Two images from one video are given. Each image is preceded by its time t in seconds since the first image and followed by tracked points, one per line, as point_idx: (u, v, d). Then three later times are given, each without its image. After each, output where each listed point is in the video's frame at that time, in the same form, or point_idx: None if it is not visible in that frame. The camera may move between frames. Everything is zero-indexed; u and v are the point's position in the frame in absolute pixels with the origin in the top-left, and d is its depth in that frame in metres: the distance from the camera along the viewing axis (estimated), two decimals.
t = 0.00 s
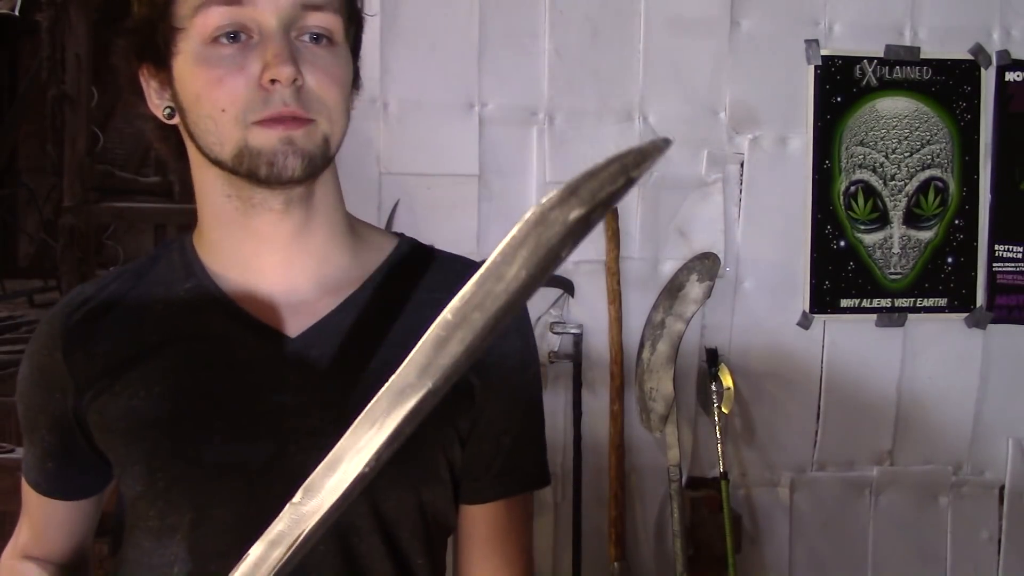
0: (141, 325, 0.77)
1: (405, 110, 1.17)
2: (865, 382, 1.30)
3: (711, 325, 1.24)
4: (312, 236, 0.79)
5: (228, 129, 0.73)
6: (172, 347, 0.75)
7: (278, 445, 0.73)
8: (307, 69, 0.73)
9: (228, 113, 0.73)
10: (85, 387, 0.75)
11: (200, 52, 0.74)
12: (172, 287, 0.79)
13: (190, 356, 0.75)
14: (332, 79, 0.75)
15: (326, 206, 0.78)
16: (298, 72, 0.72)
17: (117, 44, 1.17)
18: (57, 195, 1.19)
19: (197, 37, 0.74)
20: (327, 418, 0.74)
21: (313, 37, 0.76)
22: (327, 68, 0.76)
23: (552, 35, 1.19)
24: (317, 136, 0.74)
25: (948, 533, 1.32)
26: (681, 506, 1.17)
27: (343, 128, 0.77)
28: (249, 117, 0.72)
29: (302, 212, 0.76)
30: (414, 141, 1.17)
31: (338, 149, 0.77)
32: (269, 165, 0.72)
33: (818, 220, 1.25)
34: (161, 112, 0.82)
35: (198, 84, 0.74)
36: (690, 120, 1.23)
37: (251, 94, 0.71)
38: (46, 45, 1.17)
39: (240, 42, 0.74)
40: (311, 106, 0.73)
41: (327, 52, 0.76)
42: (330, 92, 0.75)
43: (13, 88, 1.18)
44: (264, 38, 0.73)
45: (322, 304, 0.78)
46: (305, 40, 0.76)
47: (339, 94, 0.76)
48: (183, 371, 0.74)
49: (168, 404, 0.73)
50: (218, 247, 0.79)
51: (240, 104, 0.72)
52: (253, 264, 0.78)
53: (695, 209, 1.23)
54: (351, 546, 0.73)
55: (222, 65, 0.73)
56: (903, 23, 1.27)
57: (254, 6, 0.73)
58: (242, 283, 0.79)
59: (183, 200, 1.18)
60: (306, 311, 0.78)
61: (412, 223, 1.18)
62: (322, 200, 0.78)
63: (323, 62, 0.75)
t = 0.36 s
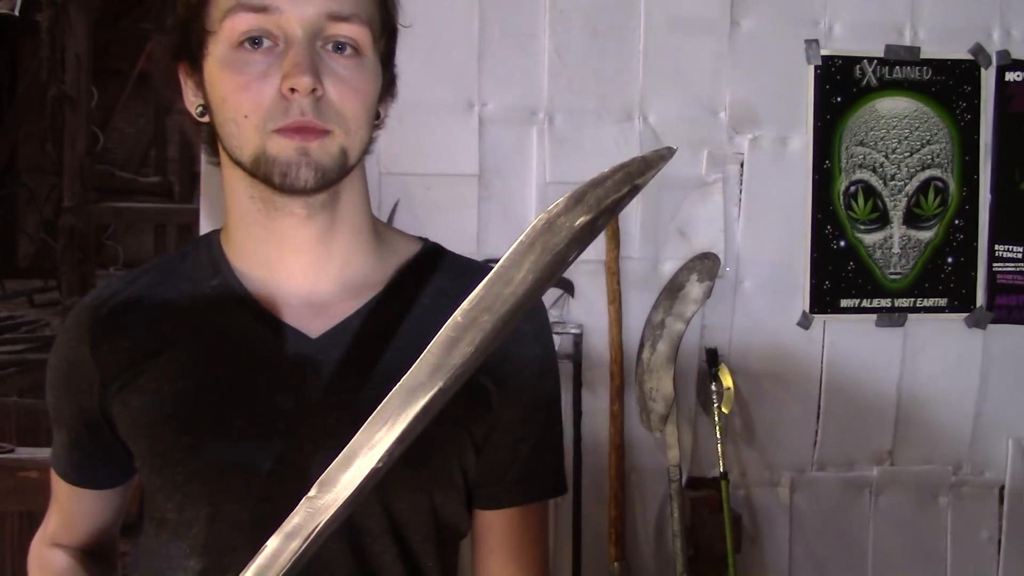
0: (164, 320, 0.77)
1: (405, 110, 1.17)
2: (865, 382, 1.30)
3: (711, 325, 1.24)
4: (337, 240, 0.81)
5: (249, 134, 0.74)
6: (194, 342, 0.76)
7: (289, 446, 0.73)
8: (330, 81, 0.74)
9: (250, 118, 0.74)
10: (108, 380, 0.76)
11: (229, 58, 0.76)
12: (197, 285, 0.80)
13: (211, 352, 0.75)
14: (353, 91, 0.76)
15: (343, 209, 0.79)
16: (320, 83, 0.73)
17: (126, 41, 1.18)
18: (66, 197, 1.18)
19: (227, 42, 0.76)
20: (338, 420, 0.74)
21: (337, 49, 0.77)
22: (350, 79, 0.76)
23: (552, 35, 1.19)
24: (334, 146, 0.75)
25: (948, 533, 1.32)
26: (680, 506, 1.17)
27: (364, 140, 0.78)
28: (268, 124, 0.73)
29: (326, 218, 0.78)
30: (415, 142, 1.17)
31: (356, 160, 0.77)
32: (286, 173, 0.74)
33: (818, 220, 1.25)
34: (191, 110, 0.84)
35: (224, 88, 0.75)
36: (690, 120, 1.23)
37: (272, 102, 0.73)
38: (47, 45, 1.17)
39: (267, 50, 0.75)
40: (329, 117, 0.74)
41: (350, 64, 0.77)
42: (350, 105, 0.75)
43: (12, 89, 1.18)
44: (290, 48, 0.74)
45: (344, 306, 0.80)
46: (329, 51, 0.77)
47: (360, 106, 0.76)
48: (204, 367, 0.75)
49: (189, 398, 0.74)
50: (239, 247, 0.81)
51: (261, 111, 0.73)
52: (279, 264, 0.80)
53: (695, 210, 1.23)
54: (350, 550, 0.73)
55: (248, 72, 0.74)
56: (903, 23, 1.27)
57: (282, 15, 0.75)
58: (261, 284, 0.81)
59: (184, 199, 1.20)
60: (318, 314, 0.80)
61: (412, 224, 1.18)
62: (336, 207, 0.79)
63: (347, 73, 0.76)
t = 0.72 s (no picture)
0: (168, 326, 1.00)
1: (405, 108, 1.15)
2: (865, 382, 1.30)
3: (711, 325, 1.24)
4: (319, 246, 1.03)
5: (246, 141, 0.99)
6: (209, 366, 1.00)
7: (299, 445, 1.01)
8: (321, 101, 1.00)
9: (249, 128, 0.99)
10: (81, 382, 0.98)
11: (236, 73, 0.98)
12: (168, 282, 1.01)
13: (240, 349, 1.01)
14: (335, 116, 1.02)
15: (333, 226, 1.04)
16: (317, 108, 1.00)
17: (126, 41, 1.05)
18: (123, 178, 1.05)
19: (234, 49, 0.97)
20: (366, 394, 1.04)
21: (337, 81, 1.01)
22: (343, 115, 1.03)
23: (553, 36, 1.19)
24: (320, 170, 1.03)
25: (948, 533, 1.32)
26: (681, 507, 1.22)
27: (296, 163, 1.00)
28: (268, 136, 0.98)
29: (310, 224, 1.02)
30: (414, 140, 1.16)
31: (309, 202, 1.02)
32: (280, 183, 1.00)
33: (819, 220, 1.26)
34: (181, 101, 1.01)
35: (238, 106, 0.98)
36: (690, 119, 1.23)
37: (277, 124, 0.98)
38: (47, 44, 1.07)
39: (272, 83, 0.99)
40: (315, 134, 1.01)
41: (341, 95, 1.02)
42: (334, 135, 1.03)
43: (12, 88, 1.07)
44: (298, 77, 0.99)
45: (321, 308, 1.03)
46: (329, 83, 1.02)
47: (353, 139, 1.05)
48: (201, 372, 1.00)
49: (179, 393, 0.99)
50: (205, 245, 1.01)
51: (262, 122, 0.98)
52: (252, 253, 1.01)
53: (696, 209, 1.23)
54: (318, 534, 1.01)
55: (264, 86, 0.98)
56: (903, 23, 1.27)
57: (292, 33, 0.98)
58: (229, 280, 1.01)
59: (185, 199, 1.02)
60: (308, 315, 1.02)
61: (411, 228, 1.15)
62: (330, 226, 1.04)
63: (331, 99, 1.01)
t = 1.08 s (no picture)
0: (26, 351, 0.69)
1: (405, 110, 1.17)
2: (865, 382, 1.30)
3: (711, 325, 1.24)
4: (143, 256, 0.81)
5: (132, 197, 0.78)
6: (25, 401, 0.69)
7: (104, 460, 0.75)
8: (213, 145, 0.80)
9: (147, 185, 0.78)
10: None
11: (194, 66, 0.75)
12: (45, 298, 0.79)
13: (20, 339, 0.69)
14: (242, 152, 0.83)
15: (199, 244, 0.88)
16: (205, 150, 0.80)
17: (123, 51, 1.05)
18: (6, 110, 0.81)
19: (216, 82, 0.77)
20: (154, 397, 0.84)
21: (253, 113, 0.82)
22: (244, 150, 0.84)
23: (553, 36, 1.19)
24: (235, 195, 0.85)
25: (948, 533, 1.32)
26: (680, 507, 1.19)
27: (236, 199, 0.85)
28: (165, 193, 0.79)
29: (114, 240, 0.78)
30: (415, 141, 1.17)
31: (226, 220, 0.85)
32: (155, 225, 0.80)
33: (818, 220, 1.25)
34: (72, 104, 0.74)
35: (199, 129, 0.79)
36: (690, 119, 1.23)
37: (225, 132, 0.80)
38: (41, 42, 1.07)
39: (226, 74, 0.77)
40: (209, 188, 0.81)
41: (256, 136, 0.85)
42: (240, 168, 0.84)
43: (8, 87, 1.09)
44: (247, 92, 0.80)
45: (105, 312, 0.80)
46: (230, 117, 0.80)
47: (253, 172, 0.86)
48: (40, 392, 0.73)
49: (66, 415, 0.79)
50: (23, 264, 0.71)
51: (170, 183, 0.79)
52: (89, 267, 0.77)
53: (695, 210, 1.23)
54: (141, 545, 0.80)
55: (113, 91, 0.74)
56: (903, 23, 1.27)
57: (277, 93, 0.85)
58: (30, 283, 0.71)
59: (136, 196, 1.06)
60: (111, 334, 0.82)
61: (412, 226, 1.19)
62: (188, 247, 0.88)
63: (225, 142, 0.81)
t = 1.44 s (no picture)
0: None
1: (405, 109, 1.17)
2: (865, 382, 1.30)
3: (711, 325, 1.24)
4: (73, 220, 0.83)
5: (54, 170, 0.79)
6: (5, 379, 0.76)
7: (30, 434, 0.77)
8: (134, 117, 0.80)
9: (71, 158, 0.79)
10: None
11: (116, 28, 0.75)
12: None
13: None
14: (161, 124, 0.83)
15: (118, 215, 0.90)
16: (127, 123, 0.80)
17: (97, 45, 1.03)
18: None
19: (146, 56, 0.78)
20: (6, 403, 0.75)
21: (171, 84, 0.82)
22: (163, 123, 0.84)
23: (552, 35, 1.19)
24: (151, 165, 0.86)
25: (948, 533, 1.32)
26: (680, 506, 1.19)
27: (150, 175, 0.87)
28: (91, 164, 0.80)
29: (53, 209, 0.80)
30: (414, 141, 1.17)
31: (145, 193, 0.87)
32: (78, 195, 0.82)
33: (818, 220, 1.25)
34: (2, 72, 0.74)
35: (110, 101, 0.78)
36: (690, 119, 1.23)
37: (140, 106, 0.80)
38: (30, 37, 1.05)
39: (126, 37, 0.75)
40: (130, 159, 0.82)
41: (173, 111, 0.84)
42: (158, 141, 0.84)
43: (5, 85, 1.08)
44: (166, 62, 0.80)
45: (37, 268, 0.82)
46: (152, 88, 0.80)
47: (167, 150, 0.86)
48: None
49: None
50: None
51: (92, 156, 0.80)
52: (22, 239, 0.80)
53: (695, 210, 1.23)
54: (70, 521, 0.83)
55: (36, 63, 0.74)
56: (904, 23, 1.27)
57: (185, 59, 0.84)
58: None
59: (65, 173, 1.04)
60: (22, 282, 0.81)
61: (412, 225, 1.19)
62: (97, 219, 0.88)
63: (145, 114, 0.81)
